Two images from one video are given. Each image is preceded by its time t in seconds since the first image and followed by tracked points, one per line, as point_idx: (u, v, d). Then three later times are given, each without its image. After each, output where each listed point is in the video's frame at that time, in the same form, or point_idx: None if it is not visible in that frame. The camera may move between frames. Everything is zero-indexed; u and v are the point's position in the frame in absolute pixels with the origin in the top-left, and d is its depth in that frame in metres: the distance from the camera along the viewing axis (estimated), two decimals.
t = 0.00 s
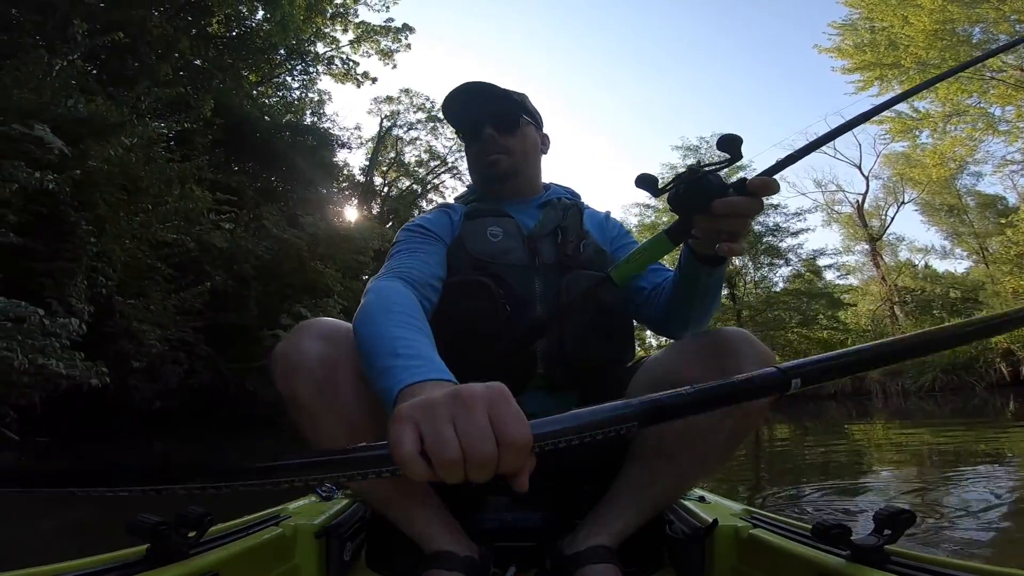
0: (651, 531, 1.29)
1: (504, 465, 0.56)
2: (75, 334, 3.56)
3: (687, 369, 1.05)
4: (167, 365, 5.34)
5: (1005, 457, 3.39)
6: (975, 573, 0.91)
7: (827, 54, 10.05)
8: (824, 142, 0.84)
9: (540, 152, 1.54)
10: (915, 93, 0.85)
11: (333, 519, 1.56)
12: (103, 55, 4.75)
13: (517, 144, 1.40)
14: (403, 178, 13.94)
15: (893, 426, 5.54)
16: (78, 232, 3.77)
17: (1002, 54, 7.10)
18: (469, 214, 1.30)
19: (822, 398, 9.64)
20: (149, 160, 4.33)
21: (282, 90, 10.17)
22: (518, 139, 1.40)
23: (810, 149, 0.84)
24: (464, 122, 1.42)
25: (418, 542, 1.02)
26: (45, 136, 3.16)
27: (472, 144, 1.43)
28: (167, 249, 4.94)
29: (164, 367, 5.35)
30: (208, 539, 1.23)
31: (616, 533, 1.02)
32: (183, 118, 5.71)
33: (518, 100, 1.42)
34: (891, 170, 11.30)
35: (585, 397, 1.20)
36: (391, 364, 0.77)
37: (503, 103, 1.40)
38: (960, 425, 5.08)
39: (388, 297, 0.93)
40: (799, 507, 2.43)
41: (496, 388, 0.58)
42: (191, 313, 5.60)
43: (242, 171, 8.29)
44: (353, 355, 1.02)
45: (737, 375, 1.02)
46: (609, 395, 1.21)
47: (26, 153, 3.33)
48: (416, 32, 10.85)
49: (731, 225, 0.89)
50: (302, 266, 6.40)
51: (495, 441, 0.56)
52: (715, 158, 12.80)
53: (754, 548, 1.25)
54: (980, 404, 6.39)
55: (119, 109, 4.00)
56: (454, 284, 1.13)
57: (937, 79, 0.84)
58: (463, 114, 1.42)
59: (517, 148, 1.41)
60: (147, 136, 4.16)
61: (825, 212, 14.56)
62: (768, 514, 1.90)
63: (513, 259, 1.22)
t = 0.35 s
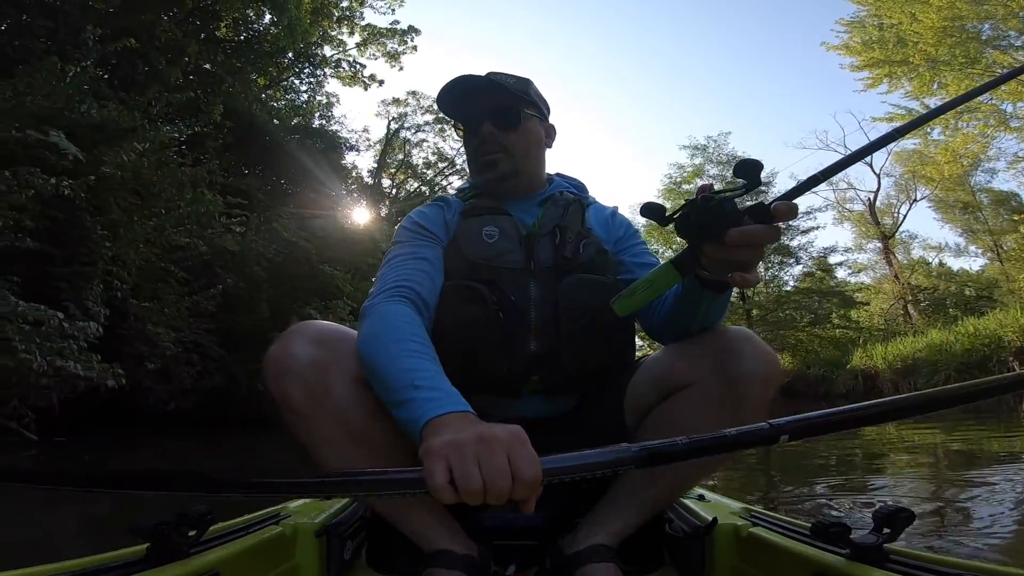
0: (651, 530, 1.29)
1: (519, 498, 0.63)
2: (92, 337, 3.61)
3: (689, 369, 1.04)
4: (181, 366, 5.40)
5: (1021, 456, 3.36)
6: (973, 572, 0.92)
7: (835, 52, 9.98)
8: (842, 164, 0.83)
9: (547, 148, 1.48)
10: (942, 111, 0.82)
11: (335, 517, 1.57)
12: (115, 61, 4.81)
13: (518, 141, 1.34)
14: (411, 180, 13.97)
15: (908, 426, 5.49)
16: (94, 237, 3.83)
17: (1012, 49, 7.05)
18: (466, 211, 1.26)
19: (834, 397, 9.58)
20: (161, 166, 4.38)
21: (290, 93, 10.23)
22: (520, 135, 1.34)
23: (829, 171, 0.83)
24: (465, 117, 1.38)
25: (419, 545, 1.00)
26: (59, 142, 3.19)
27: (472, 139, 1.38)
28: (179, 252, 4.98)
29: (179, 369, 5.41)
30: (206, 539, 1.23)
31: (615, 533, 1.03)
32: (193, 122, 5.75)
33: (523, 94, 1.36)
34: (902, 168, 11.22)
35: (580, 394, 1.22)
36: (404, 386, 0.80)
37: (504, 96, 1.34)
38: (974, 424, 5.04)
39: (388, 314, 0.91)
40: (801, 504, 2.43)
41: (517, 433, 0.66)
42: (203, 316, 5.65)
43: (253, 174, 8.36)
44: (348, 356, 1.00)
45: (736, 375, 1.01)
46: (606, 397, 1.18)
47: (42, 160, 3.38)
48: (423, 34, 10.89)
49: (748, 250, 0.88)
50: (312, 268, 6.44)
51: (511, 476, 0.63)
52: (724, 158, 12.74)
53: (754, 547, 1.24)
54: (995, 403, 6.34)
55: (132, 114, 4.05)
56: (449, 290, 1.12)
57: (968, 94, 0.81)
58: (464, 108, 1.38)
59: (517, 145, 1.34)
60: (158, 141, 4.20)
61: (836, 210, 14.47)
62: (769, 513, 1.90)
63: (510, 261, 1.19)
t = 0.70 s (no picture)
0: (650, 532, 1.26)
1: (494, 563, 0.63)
2: (109, 341, 3.64)
3: (688, 371, 1.05)
4: (195, 369, 5.44)
5: None
6: (975, 573, 0.91)
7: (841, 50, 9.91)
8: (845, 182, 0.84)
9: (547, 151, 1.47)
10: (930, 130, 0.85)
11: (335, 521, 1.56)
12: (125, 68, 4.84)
13: (528, 140, 1.33)
14: (417, 182, 13.98)
15: (922, 425, 5.44)
16: (109, 243, 3.86)
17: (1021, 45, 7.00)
18: (471, 214, 1.23)
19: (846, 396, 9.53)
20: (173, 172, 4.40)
21: (297, 97, 10.28)
22: (530, 135, 1.33)
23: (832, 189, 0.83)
24: (473, 117, 1.36)
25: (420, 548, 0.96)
26: (72, 149, 3.21)
27: (479, 140, 1.36)
28: (191, 256, 5.01)
29: (192, 371, 5.45)
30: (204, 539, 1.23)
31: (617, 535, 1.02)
32: (202, 127, 5.77)
33: (532, 94, 1.35)
34: (912, 165, 11.14)
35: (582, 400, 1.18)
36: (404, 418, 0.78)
37: (514, 96, 1.33)
38: (988, 424, 4.99)
39: (388, 333, 0.88)
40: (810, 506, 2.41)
41: (499, 493, 0.65)
42: (216, 319, 5.68)
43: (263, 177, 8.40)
44: (349, 358, 1.00)
45: (739, 375, 1.02)
46: (608, 400, 1.16)
47: (55, 168, 3.41)
48: (427, 36, 10.91)
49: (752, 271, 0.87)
50: (321, 271, 6.47)
51: (490, 542, 0.62)
52: (731, 156, 12.67)
53: (756, 548, 1.23)
54: (1008, 401, 6.30)
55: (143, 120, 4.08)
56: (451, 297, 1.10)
57: (955, 112, 0.84)
58: (472, 108, 1.36)
59: (526, 145, 1.33)
60: (170, 148, 4.22)
61: (846, 208, 14.37)
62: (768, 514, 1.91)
63: (514, 268, 1.18)
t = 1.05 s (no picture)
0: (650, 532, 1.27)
1: None
2: (124, 344, 3.69)
3: (688, 370, 1.05)
4: (206, 371, 5.49)
5: None
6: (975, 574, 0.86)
7: (846, 47, 9.87)
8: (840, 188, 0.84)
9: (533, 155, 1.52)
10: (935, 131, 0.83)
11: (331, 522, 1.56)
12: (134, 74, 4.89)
13: (557, 142, 1.37)
14: (424, 183, 14.01)
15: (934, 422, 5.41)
16: (122, 247, 3.90)
17: None
18: (472, 213, 1.23)
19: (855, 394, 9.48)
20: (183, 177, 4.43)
21: (303, 99, 10.32)
22: (560, 137, 1.38)
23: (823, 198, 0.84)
24: (512, 103, 1.33)
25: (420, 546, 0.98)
26: (83, 156, 3.26)
27: (515, 126, 1.33)
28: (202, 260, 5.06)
29: (204, 373, 5.50)
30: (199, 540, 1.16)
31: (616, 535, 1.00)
32: (212, 131, 5.82)
33: (564, 99, 1.40)
34: (921, 161, 11.06)
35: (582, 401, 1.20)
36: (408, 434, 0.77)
37: (549, 93, 1.36)
38: (1001, 421, 4.95)
39: (392, 343, 0.86)
40: (815, 506, 2.40)
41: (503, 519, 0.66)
42: (226, 321, 5.73)
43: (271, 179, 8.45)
44: (354, 356, 1.00)
45: (739, 375, 1.02)
46: (608, 398, 1.16)
47: (69, 175, 3.46)
48: (431, 37, 10.91)
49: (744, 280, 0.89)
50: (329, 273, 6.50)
51: (492, 568, 0.64)
52: (738, 154, 12.64)
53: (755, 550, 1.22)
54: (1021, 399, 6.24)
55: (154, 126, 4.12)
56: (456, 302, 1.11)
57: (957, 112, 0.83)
58: (513, 94, 1.33)
59: (554, 141, 1.37)
60: (179, 152, 4.25)
61: (855, 204, 14.27)
62: (767, 514, 1.91)
63: (517, 271, 1.18)
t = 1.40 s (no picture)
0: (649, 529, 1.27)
1: None
2: (139, 347, 3.72)
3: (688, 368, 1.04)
4: (218, 373, 5.53)
5: None
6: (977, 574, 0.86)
7: (852, 44, 9.81)
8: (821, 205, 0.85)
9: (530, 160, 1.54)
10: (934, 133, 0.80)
11: (333, 521, 1.57)
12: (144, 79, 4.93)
13: (561, 149, 1.40)
14: (430, 184, 14.02)
15: (946, 421, 5.37)
16: (135, 252, 3.93)
17: None
18: (472, 212, 1.24)
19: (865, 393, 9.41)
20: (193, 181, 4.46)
21: (309, 102, 10.34)
22: (563, 145, 1.41)
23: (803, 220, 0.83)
24: (522, 106, 1.35)
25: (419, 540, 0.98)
26: (97, 163, 3.29)
27: (523, 130, 1.36)
28: (212, 263, 5.09)
29: (216, 375, 5.54)
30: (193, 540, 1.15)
31: (614, 534, 1.01)
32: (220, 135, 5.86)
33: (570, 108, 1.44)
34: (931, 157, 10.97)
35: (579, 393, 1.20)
36: (421, 408, 0.77)
37: (560, 98, 1.38)
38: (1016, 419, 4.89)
39: (403, 322, 0.84)
40: (821, 505, 2.38)
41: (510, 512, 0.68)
42: (237, 324, 5.77)
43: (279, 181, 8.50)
44: (357, 354, 0.99)
45: (737, 375, 1.01)
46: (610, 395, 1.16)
47: (83, 181, 3.49)
48: (435, 38, 10.91)
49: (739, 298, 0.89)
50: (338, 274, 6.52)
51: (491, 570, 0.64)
52: (745, 152, 12.57)
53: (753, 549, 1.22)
54: None
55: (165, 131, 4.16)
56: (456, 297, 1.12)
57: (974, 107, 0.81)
58: (524, 98, 1.35)
59: (558, 144, 1.40)
60: (189, 157, 4.28)
61: (865, 202, 14.16)
62: (768, 514, 1.89)
63: (518, 264, 1.18)
